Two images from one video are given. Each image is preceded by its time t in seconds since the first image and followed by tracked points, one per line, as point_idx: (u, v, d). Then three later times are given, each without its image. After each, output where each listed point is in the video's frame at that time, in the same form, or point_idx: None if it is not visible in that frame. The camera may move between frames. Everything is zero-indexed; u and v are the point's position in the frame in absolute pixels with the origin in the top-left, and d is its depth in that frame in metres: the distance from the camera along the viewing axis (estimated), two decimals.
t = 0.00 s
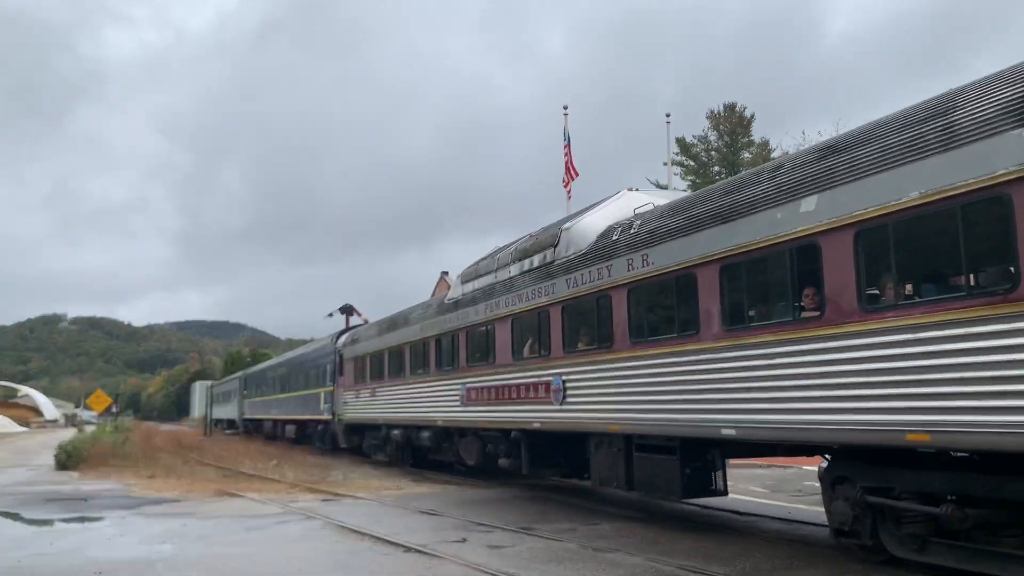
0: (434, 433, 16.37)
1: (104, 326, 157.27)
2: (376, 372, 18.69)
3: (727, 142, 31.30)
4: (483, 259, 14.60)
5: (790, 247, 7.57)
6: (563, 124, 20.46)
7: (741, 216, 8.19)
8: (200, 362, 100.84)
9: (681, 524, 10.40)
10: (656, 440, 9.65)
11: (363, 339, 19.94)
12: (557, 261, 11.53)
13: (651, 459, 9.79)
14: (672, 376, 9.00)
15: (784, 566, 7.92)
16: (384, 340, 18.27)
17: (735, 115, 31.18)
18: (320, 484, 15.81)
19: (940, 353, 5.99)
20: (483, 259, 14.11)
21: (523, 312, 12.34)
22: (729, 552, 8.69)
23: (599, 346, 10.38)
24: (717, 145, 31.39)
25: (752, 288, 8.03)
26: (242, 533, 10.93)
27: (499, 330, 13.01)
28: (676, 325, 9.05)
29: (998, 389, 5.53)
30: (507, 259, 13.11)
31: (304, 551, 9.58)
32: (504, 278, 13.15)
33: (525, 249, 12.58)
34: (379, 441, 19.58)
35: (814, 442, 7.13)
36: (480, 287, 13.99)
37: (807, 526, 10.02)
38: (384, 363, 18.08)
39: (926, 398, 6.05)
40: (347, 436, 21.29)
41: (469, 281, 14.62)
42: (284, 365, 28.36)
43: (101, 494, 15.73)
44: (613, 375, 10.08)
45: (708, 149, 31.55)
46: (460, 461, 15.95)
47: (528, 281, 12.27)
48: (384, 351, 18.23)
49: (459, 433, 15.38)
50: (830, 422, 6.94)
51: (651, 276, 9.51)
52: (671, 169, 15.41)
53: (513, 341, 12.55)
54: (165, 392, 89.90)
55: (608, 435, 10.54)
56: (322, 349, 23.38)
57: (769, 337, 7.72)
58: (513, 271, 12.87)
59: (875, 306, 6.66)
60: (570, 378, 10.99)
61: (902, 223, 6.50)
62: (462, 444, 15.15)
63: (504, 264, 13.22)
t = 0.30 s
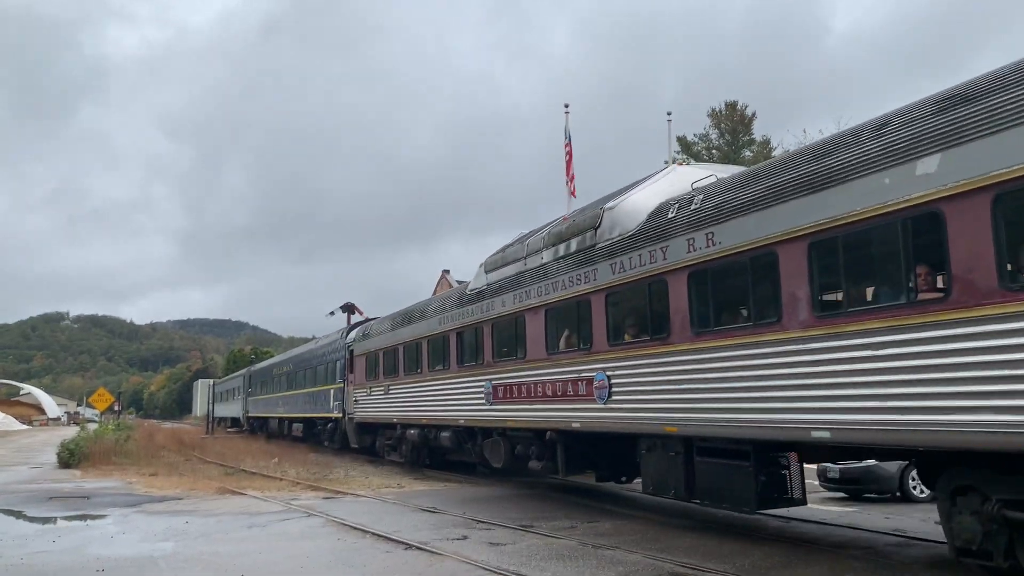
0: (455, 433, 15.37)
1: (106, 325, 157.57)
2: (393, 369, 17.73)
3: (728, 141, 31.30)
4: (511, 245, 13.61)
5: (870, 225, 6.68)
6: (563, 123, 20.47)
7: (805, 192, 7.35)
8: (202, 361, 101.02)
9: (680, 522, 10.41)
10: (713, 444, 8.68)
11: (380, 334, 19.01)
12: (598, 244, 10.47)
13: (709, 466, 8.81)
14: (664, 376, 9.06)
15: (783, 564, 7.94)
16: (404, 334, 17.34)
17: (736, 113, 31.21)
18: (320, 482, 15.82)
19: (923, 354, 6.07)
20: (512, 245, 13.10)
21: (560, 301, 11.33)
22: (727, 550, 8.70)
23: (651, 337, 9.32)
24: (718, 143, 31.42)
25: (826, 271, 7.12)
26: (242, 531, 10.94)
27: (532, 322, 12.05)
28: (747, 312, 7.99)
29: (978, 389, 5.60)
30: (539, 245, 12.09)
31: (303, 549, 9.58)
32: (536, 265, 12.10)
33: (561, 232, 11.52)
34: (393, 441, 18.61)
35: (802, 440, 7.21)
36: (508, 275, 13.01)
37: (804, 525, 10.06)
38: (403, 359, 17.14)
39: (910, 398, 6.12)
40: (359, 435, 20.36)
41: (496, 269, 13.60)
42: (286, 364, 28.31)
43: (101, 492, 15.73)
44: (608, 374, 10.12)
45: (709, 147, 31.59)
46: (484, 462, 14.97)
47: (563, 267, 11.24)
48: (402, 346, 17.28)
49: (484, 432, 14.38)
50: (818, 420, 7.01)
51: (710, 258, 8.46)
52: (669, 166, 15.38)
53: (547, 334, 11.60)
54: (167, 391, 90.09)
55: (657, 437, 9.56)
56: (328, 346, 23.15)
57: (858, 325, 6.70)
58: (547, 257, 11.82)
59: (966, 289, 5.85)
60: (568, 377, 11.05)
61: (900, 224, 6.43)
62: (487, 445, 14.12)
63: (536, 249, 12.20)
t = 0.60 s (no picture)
0: (479, 433, 14.33)
1: (105, 324, 157.53)
2: (408, 366, 16.77)
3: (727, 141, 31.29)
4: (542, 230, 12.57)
5: (875, 221, 6.61)
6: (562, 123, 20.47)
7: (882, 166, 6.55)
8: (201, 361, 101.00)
9: (679, 522, 10.43)
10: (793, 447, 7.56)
11: (393, 328, 18.00)
12: (651, 224, 9.33)
13: (795, 472, 7.59)
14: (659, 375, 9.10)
15: (784, 565, 7.94)
16: (421, 328, 16.31)
17: (735, 113, 31.23)
18: (319, 482, 15.81)
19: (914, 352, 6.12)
20: (544, 230, 11.98)
21: (603, 288, 10.26)
22: (726, 550, 8.71)
23: (716, 327, 8.28)
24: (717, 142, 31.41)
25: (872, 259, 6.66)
26: (241, 531, 10.93)
27: (570, 313, 11.03)
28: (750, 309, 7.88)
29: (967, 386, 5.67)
30: (577, 227, 11.00)
31: (303, 549, 9.58)
32: (575, 249, 11.01)
33: (605, 212, 10.39)
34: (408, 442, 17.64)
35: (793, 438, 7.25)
36: (541, 262, 11.93)
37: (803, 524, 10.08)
38: (420, 355, 16.19)
39: (901, 397, 6.16)
40: (369, 436, 19.41)
41: (526, 256, 12.51)
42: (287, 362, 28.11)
43: (100, 492, 15.71)
44: (607, 373, 10.15)
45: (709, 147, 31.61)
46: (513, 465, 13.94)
47: (607, 251, 10.16)
48: (420, 340, 16.28)
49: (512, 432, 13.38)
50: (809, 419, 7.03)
51: (792, 233, 7.39)
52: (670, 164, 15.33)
53: (588, 325, 10.57)
54: (166, 391, 90.03)
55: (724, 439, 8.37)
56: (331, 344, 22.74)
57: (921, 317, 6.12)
58: (587, 240, 10.72)
59: (989, 287, 5.68)
60: (566, 376, 11.06)
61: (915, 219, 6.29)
62: (518, 447, 13.02)
63: (573, 233, 11.12)
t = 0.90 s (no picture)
0: (509, 433, 13.33)
1: (105, 325, 157.32)
2: (428, 362, 15.90)
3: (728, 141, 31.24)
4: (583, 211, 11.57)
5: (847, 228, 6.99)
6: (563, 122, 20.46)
7: (984, 132, 5.90)
8: (201, 360, 100.88)
9: (681, 522, 10.38)
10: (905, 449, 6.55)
11: (413, 320, 17.08)
12: (729, 194, 8.31)
13: (909, 475, 6.57)
14: (664, 371, 9.13)
15: (786, 564, 7.92)
16: (446, 320, 15.35)
17: (737, 113, 31.21)
18: (319, 482, 15.76)
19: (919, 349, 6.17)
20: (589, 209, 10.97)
21: (662, 271, 9.32)
22: (727, 550, 8.68)
23: (806, 311, 7.31)
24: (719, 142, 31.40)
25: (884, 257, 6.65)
26: (240, 531, 10.89)
27: (621, 299, 10.03)
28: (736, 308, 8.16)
29: (976, 384, 5.72)
30: (632, 203, 9.96)
31: (303, 549, 9.54)
32: (627, 228, 9.97)
33: (669, 184, 9.36)
34: (428, 443, 16.79)
35: (793, 433, 7.29)
36: (587, 244, 10.89)
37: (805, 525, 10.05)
38: (442, 349, 15.31)
39: (901, 393, 6.24)
40: (382, 436, 18.61)
41: (566, 238, 11.46)
42: (291, 361, 27.91)
43: (99, 492, 15.67)
44: (610, 371, 10.17)
45: (710, 147, 31.59)
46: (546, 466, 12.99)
47: (671, 228, 9.15)
48: (443, 333, 15.37)
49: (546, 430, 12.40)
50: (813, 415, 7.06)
51: (903, 201, 6.49)
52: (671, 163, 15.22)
53: (644, 312, 9.57)
54: (166, 390, 89.93)
55: (815, 439, 7.31)
56: (337, 342, 22.44)
57: (1002, 301, 5.68)
58: (643, 217, 9.68)
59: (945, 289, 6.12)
60: (568, 372, 11.09)
61: (898, 221, 6.56)
62: (556, 447, 11.99)
63: (625, 211, 10.11)
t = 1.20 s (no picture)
0: (540, 435, 12.22)
1: (104, 325, 157.36)
2: (450, 358, 14.77)
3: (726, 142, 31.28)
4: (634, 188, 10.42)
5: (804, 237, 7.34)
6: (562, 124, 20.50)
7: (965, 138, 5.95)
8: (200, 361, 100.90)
9: (679, 523, 10.42)
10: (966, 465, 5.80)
11: (433, 314, 15.97)
12: (824, 159, 7.18)
13: None
14: (654, 370, 9.17)
15: (785, 565, 7.92)
16: (472, 312, 14.22)
17: (734, 114, 31.25)
18: (318, 483, 15.78)
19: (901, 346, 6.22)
20: (644, 186, 9.84)
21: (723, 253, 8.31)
22: (726, 550, 8.70)
23: (916, 293, 6.22)
24: (717, 142, 31.40)
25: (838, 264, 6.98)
26: (239, 532, 10.91)
27: (683, 284, 8.88)
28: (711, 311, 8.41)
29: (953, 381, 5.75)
30: (698, 176, 8.82)
31: (301, 550, 9.56)
32: (691, 204, 8.82)
33: (745, 152, 8.22)
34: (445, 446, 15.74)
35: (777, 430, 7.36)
36: (640, 224, 9.71)
37: (803, 526, 10.08)
38: (467, 344, 14.20)
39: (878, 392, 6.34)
40: (395, 437, 17.49)
41: (614, 220, 10.30)
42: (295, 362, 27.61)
43: (98, 493, 15.68)
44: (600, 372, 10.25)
45: (707, 148, 31.64)
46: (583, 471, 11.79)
47: (745, 202, 8.04)
48: (468, 326, 14.26)
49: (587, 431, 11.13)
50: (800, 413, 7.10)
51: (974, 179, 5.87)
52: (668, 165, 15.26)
53: (713, 297, 8.39)
54: (166, 391, 89.95)
55: (939, 440, 6.13)
56: (343, 342, 22.03)
57: (981, 301, 5.70)
58: (711, 191, 8.55)
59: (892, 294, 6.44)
60: (562, 373, 11.15)
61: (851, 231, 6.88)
62: (598, 450, 10.67)
63: (686, 186, 8.98)
